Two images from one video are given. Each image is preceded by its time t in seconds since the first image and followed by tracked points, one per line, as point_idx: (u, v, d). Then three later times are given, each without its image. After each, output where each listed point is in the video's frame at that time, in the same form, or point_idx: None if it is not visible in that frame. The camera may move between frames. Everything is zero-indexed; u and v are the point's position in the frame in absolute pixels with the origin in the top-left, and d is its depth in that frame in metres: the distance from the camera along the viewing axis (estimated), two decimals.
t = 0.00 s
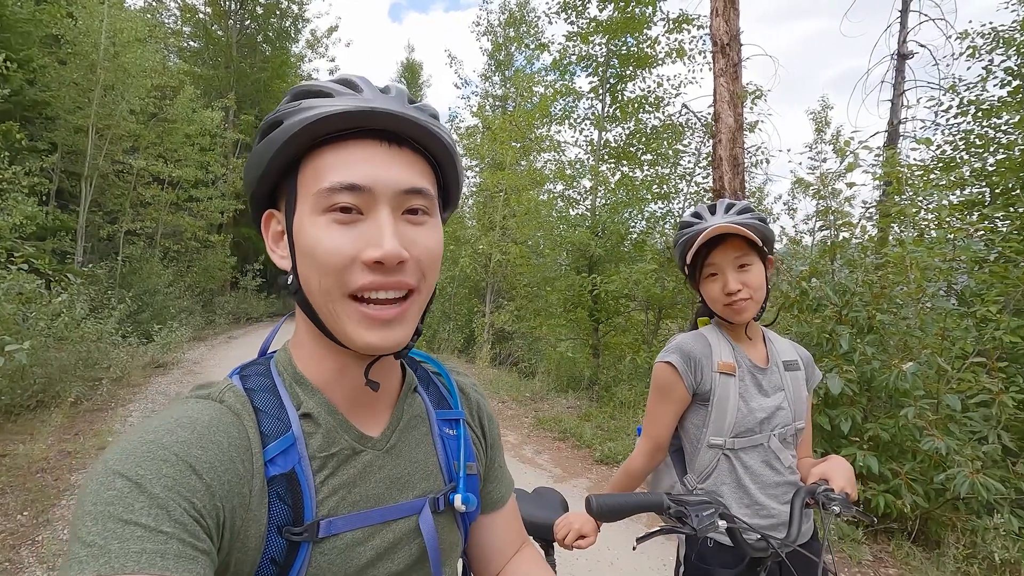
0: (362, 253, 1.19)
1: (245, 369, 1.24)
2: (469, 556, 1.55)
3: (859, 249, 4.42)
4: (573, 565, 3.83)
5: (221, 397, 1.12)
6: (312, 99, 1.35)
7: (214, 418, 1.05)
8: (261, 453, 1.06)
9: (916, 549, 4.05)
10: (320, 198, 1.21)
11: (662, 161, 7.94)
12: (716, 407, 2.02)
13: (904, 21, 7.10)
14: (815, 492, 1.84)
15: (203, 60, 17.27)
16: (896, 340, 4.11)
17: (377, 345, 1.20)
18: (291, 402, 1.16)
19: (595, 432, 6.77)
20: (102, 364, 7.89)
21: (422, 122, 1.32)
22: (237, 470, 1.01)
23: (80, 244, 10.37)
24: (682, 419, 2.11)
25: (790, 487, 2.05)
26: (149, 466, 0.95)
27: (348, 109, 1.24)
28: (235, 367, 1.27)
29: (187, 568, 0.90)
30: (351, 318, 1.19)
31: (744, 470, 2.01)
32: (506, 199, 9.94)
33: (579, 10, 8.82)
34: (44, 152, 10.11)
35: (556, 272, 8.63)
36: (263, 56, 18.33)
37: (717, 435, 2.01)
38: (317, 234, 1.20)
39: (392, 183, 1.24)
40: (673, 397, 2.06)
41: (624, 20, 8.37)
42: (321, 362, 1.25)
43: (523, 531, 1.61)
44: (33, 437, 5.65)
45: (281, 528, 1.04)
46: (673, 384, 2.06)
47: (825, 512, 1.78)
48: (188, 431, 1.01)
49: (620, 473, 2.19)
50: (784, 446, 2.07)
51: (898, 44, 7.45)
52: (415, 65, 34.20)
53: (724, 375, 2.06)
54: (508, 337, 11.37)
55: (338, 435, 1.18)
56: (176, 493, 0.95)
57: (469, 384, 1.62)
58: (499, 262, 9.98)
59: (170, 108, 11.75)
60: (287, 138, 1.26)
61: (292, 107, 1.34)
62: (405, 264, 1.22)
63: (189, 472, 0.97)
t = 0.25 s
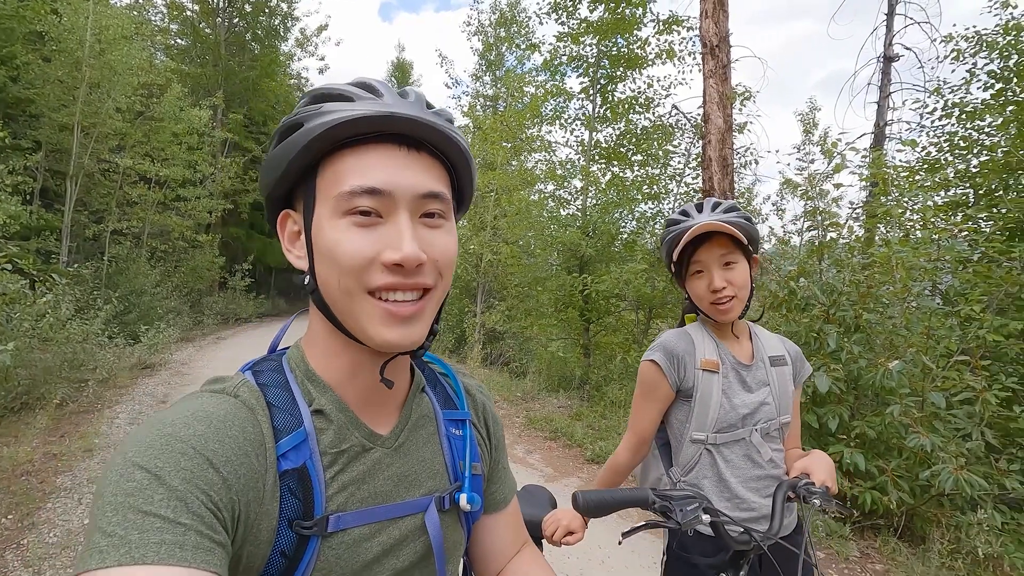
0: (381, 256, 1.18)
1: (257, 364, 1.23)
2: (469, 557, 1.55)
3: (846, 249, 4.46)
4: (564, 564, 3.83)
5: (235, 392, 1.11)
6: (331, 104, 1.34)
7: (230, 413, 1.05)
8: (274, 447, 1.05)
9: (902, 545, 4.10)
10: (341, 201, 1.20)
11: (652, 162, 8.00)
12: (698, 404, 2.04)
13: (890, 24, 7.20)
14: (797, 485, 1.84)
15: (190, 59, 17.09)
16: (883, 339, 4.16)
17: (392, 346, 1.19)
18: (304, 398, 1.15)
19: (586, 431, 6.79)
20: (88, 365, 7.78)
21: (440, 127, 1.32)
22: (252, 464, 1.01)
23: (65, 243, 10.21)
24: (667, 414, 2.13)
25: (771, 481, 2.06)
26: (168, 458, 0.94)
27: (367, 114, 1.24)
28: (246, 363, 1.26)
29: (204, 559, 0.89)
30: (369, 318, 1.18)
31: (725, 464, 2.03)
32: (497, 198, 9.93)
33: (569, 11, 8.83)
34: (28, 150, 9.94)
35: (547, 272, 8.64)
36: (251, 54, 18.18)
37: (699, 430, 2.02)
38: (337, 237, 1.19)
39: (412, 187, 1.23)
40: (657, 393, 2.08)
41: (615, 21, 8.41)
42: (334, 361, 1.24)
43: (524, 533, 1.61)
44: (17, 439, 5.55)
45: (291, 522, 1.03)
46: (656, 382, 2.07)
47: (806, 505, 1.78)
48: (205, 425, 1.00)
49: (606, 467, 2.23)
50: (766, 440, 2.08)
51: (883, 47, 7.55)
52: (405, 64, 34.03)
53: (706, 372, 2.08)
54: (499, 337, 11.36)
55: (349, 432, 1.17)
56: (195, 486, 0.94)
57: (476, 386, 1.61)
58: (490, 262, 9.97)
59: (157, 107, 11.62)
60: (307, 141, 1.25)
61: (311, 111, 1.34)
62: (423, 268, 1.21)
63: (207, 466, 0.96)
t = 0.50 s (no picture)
0: (428, 257, 1.18)
1: (272, 357, 1.23)
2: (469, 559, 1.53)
3: (835, 249, 4.51)
4: (558, 562, 3.84)
5: (251, 384, 1.10)
6: (384, 106, 1.35)
7: (244, 404, 1.04)
8: (287, 440, 1.05)
9: (890, 540, 4.15)
10: (390, 199, 1.20)
11: (644, 162, 8.05)
12: (678, 403, 2.08)
13: (879, 26, 7.28)
14: (776, 476, 1.86)
15: (180, 57, 16.94)
16: (871, 338, 4.21)
17: (424, 348, 1.19)
18: (318, 392, 1.15)
19: (579, 430, 6.81)
20: (77, 366, 7.70)
21: (485, 140, 1.35)
22: (265, 456, 1.00)
23: (52, 243, 10.09)
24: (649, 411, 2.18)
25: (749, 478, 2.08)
26: (184, 448, 0.94)
27: (423, 117, 1.25)
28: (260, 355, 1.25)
29: (215, 549, 0.88)
30: (407, 317, 1.17)
31: (704, 461, 2.06)
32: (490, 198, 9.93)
33: (562, 11, 8.85)
34: (15, 148, 9.82)
35: (540, 271, 8.66)
36: (242, 53, 18.04)
37: (678, 427, 2.07)
38: (383, 235, 1.19)
39: (461, 195, 1.25)
40: (638, 390, 2.13)
41: (607, 21, 8.43)
42: (357, 357, 1.24)
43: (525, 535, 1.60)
44: (4, 440, 5.49)
45: (301, 515, 1.03)
46: (638, 378, 2.12)
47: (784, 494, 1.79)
48: (220, 415, 1.00)
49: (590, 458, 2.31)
50: (748, 440, 2.09)
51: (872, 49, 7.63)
52: (397, 63, 33.89)
53: (688, 372, 2.10)
54: (492, 337, 11.35)
55: (362, 428, 1.17)
56: (209, 476, 0.93)
57: (483, 389, 1.61)
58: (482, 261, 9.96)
59: (146, 105, 11.50)
60: (359, 136, 1.23)
61: (364, 109, 1.34)
62: (463, 274, 1.22)
63: (221, 456, 0.96)
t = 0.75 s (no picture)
0: (428, 259, 1.17)
1: (275, 358, 1.22)
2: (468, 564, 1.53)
3: (829, 249, 4.54)
4: (553, 562, 3.84)
5: (254, 385, 1.09)
6: (397, 107, 1.35)
7: (247, 406, 1.03)
8: (289, 443, 1.04)
9: (883, 539, 4.17)
10: (394, 200, 1.19)
11: (639, 162, 8.07)
12: (667, 404, 2.09)
13: (872, 28, 7.32)
14: (762, 470, 1.87)
15: (173, 55, 16.83)
16: (864, 337, 4.23)
17: (420, 351, 1.18)
18: (322, 394, 1.14)
19: (574, 430, 6.82)
20: (69, 366, 7.63)
21: (495, 145, 1.33)
22: (267, 459, 0.99)
23: (43, 242, 10.00)
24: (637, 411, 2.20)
25: (738, 478, 2.08)
26: (185, 450, 0.92)
27: (432, 120, 1.24)
28: (264, 355, 1.24)
29: (214, 555, 0.87)
30: (404, 319, 1.17)
31: (692, 461, 2.07)
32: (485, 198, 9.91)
33: (557, 11, 8.86)
34: (5, 147, 9.72)
35: (535, 271, 8.66)
36: (236, 51, 17.93)
37: (668, 428, 2.08)
38: (385, 235, 1.18)
39: (467, 198, 1.23)
40: (625, 391, 2.14)
41: (602, 21, 8.44)
42: (361, 360, 1.23)
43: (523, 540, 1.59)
44: None
45: (303, 518, 1.02)
46: (626, 380, 2.14)
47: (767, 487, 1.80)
48: (223, 418, 0.98)
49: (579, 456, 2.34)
50: (737, 440, 2.09)
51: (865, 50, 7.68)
52: (392, 63, 33.81)
53: (677, 374, 2.12)
54: (487, 336, 11.33)
55: (365, 431, 1.17)
56: (209, 480, 0.92)
57: (485, 394, 1.61)
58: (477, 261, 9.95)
59: (138, 103, 11.41)
60: (367, 137, 1.24)
61: (376, 111, 1.34)
62: (464, 277, 1.21)
63: (223, 459, 0.94)
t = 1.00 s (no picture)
0: (418, 259, 1.17)
1: (268, 357, 1.22)
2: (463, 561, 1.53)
3: (824, 249, 4.56)
4: (548, 560, 3.85)
5: (246, 385, 1.08)
6: (391, 107, 1.35)
7: (240, 405, 1.02)
8: (283, 441, 1.04)
9: (877, 537, 4.19)
10: (386, 200, 1.19)
11: (635, 162, 8.09)
12: (653, 405, 2.10)
13: (867, 28, 7.35)
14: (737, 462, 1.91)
15: (168, 53, 16.76)
16: (859, 336, 4.25)
17: (409, 350, 1.18)
18: (315, 393, 1.14)
19: (570, 429, 6.83)
20: (63, 365, 7.60)
21: (489, 147, 1.33)
22: (261, 458, 0.99)
23: (38, 241, 9.95)
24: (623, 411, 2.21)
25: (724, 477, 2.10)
26: (178, 450, 0.92)
27: (425, 121, 1.24)
28: (255, 355, 1.24)
29: (209, 554, 0.87)
30: (393, 319, 1.17)
31: (679, 461, 2.08)
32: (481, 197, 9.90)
33: (553, 11, 8.86)
34: None
35: (532, 271, 8.67)
36: (232, 50, 17.87)
37: (655, 429, 2.09)
38: (376, 235, 1.18)
39: (459, 199, 1.23)
40: (610, 392, 2.15)
41: (598, 21, 8.45)
42: (354, 359, 1.23)
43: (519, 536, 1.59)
44: None
45: (297, 517, 1.02)
46: (611, 382, 2.14)
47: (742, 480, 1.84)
48: (216, 417, 0.98)
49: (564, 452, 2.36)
50: (723, 440, 2.11)
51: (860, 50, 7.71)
52: (389, 61, 33.75)
53: (662, 375, 2.12)
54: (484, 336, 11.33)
55: (358, 429, 1.17)
56: (203, 479, 0.92)
57: (477, 391, 1.61)
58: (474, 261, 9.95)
59: (133, 102, 11.36)
60: (360, 137, 1.24)
61: (370, 110, 1.34)
62: (455, 278, 1.21)
63: (215, 459, 0.94)
